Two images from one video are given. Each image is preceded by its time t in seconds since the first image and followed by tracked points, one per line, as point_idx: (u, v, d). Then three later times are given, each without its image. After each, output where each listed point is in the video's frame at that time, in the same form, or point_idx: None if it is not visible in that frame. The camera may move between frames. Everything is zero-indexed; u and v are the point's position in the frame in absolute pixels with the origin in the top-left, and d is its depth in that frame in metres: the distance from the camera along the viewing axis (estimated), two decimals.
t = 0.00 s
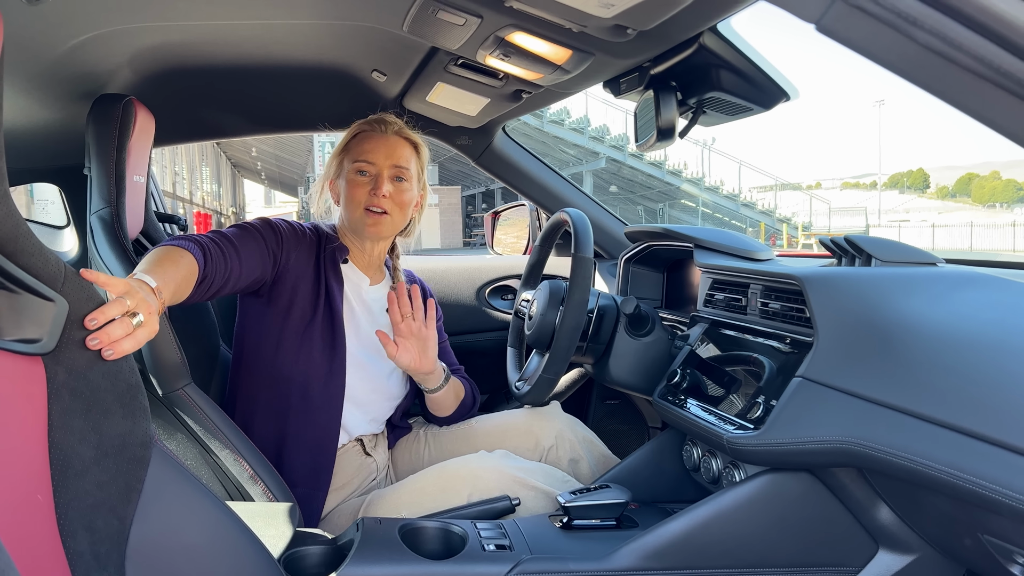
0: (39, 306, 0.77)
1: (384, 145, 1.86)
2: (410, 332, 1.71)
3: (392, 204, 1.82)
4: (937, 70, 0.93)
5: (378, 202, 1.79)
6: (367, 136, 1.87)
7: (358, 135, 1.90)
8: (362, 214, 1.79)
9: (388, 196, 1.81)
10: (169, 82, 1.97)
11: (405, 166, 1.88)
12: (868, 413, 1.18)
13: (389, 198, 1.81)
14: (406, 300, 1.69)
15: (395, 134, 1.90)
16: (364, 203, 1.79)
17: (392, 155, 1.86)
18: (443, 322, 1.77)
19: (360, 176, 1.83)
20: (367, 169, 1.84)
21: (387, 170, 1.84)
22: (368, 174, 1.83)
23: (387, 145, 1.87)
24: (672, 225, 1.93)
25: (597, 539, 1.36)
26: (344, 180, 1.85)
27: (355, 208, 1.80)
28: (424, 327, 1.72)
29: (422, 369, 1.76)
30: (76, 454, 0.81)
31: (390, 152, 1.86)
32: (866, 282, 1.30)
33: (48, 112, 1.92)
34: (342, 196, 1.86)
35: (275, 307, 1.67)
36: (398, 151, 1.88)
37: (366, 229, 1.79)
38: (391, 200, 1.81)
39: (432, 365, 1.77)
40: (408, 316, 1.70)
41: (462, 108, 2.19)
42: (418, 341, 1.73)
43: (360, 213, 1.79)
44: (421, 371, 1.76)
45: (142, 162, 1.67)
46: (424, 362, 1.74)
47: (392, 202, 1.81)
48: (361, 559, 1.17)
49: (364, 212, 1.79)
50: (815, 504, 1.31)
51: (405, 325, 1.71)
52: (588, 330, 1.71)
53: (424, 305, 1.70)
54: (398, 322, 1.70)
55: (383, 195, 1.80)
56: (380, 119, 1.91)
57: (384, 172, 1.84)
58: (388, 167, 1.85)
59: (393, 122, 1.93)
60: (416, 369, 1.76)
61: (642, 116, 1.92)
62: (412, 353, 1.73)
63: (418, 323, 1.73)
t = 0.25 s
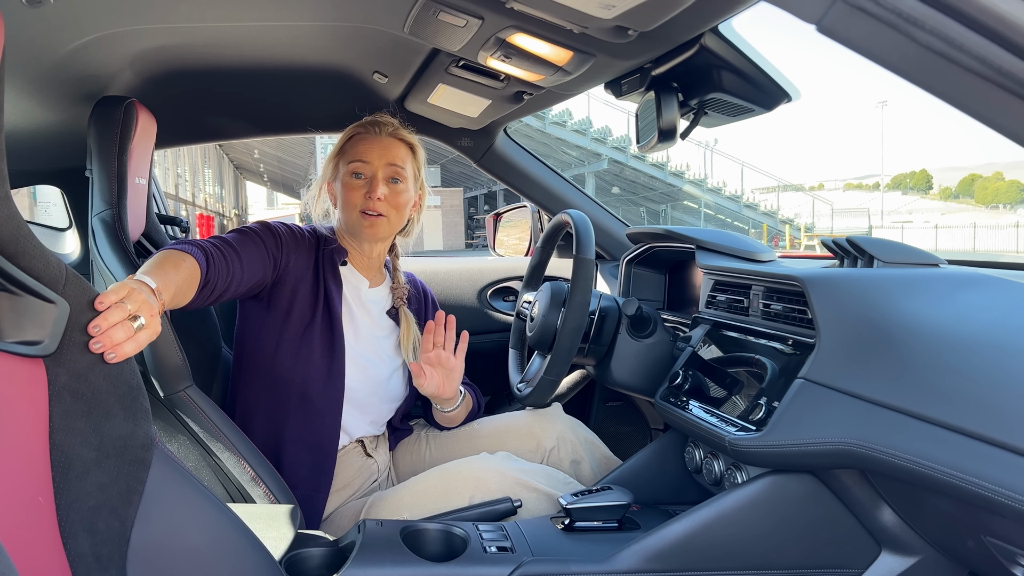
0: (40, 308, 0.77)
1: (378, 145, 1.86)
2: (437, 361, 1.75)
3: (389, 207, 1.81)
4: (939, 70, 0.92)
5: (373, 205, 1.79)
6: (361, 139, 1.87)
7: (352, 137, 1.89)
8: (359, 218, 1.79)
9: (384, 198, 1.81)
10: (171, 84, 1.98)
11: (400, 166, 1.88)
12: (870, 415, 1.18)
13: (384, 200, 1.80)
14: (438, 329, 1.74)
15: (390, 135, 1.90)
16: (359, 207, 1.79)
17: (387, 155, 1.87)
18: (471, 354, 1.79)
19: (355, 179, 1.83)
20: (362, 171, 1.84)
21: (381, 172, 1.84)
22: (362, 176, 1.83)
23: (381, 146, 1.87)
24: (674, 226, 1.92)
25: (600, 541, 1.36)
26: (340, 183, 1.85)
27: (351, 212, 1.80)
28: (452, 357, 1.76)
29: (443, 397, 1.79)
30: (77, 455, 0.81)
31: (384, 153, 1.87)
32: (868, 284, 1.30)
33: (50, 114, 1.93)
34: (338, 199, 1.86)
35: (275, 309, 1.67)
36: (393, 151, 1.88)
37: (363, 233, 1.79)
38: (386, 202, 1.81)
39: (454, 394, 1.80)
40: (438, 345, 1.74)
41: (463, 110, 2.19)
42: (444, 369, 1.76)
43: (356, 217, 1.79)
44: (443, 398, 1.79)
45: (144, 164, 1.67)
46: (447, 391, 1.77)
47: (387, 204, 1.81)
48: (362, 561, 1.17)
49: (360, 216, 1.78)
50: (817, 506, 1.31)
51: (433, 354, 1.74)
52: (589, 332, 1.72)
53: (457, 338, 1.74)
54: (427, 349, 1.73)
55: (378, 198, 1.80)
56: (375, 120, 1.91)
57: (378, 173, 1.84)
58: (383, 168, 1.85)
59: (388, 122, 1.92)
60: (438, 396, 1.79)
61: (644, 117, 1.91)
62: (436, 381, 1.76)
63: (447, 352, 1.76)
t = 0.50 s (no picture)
0: (42, 308, 0.77)
1: (371, 142, 1.88)
2: (428, 358, 1.77)
3: (381, 202, 1.81)
4: (943, 68, 0.92)
5: (365, 200, 1.79)
6: (356, 138, 1.89)
7: (349, 137, 1.91)
8: (350, 213, 1.79)
9: (374, 194, 1.81)
10: (173, 85, 1.98)
11: (394, 162, 1.88)
12: (875, 415, 1.17)
13: (375, 196, 1.81)
14: (428, 327, 1.76)
15: (384, 133, 1.91)
16: (352, 204, 1.80)
17: (380, 151, 1.87)
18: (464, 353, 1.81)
19: (348, 176, 1.84)
20: (355, 168, 1.85)
21: (373, 167, 1.85)
22: (355, 174, 1.85)
23: (374, 142, 1.88)
24: (677, 227, 1.92)
25: (603, 542, 1.35)
26: (336, 182, 1.87)
27: (344, 209, 1.81)
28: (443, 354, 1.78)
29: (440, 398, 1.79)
30: (79, 455, 0.80)
31: (377, 148, 1.87)
32: (873, 283, 1.29)
33: (53, 115, 1.94)
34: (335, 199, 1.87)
35: (277, 310, 1.67)
36: (385, 146, 1.88)
37: (357, 230, 1.79)
38: (378, 198, 1.81)
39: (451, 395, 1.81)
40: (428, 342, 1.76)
41: (466, 110, 2.19)
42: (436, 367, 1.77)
43: (348, 212, 1.79)
44: (439, 399, 1.80)
45: (146, 164, 1.67)
46: (442, 391, 1.78)
47: (378, 200, 1.81)
48: (364, 561, 1.16)
49: (352, 212, 1.79)
50: (821, 507, 1.30)
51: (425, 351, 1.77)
52: (592, 333, 1.71)
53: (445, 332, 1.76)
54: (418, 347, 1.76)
55: (369, 193, 1.80)
56: (369, 120, 1.92)
57: (371, 170, 1.84)
58: (375, 164, 1.85)
59: (382, 121, 1.93)
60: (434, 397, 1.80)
61: (647, 117, 1.91)
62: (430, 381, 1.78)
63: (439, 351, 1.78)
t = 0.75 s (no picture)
0: (46, 309, 0.77)
1: (370, 141, 1.88)
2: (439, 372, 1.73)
3: (382, 199, 1.81)
4: (952, 66, 0.91)
5: (366, 198, 1.80)
6: (356, 139, 1.89)
7: (350, 139, 1.91)
8: (351, 212, 1.80)
9: (375, 192, 1.81)
10: (177, 86, 1.98)
11: (395, 159, 1.88)
12: (882, 416, 1.17)
13: (375, 193, 1.81)
14: (445, 343, 1.73)
15: (383, 131, 1.91)
16: (353, 202, 1.81)
17: (380, 149, 1.88)
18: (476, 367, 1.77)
19: (349, 176, 1.85)
20: (355, 167, 1.86)
21: (373, 166, 1.85)
22: (355, 173, 1.85)
23: (373, 141, 1.88)
24: (682, 227, 1.91)
25: (607, 543, 1.35)
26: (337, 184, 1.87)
27: (345, 209, 1.81)
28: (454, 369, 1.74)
29: (447, 407, 1.77)
30: (83, 455, 0.80)
31: (376, 147, 1.88)
32: (879, 284, 1.29)
33: (57, 116, 1.94)
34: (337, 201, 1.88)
35: (281, 312, 1.67)
36: (385, 144, 1.88)
37: (359, 228, 1.79)
38: (378, 195, 1.81)
39: (458, 405, 1.78)
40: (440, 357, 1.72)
41: (470, 111, 2.19)
42: (446, 381, 1.74)
43: (349, 211, 1.80)
44: (446, 408, 1.78)
45: (150, 165, 1.67)
46: (449, 402, 1.76)
47: (379, 196, 1.81)
48: (368, 563, 1.16)
49: (354, 211, 1.79)
50: (827, 509, 1.29)
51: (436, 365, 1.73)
52: (597, 333, 1.71)
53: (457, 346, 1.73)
54: (431, 361, 1.72)
55: (369, 191, 1.80)
56: (369, 120, 1.93)
57: (371, 168, 1.84)
58: (376, 163, 1.86)
59: (381, 121, 1.93)
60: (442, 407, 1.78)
61: (651, 118, 1.91)
62: (439, 393, 1.75)
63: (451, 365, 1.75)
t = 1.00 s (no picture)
0: (53, 309, 0.77)
1: (376, 143, 1.88)
2: (442, 377, 1.73)
3: (389, 201, 1.82)
4: (963, 65, 0.91)
5: (372, 200, 1.80)
6: (362, 140, 1.89)
7: (354, 141, 1.91)
8: (358, 213, 1.80)
9: (381, 193, 1.81)
10: (183, 86, 1.98)
11: (401, 161, 1.88)
12: (889, 417, 1.16)
13: (382, 195, 1.81)
14: (445, 347, 1.72)
15: (389, 133, 1.91)
16: (359, 204, 1.81)
17: (387, 150, 1.87)
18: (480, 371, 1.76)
19: (355, 177, 1.85)
20: (361, 168, 1.86)
21: (379, 167, 1.85)
22: (361, 174, 1.85)
23: (379, 143, 1.88)
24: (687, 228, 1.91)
25: (613, 545, 1.34)
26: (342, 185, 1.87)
27: (352, 210, 1.81)
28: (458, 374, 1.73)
29: (451, 411, 1.77)
30: (90, 456, 0.80)
31: (382, 149, 1.88)
32: (887, 284, 1.28)
33: (63, 117, 1.94)
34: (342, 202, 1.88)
35: (287, 313, 1.67)
36: (392, 146, 1.88)
37: (366, 230, 1.79)
38: (385, 197, 1.81)
39: (462, 409, 1.78)
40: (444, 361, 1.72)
41: (475, 111, 2.19)
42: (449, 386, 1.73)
43: (355, 212, 1.80)
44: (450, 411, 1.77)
45: (156, 165, 1.67)
46: (453, 406, 1.75)
47: (386, 198, 1.81)
48: (374, 563, 1.16)
49: (360, 212, 1.79)
50: (834, 510, 1.29)
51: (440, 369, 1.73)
52: (602, 334, 1.70)
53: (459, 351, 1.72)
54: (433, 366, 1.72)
55: (375, 192, 1.81)
56: (375, 121, 1.93)
57: (377, 169, 1.84)
58: (381, 164, 1.86)
59: (386, 122, 1.93)
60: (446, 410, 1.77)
61: (657, 118, 1.90)
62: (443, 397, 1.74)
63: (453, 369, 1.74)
